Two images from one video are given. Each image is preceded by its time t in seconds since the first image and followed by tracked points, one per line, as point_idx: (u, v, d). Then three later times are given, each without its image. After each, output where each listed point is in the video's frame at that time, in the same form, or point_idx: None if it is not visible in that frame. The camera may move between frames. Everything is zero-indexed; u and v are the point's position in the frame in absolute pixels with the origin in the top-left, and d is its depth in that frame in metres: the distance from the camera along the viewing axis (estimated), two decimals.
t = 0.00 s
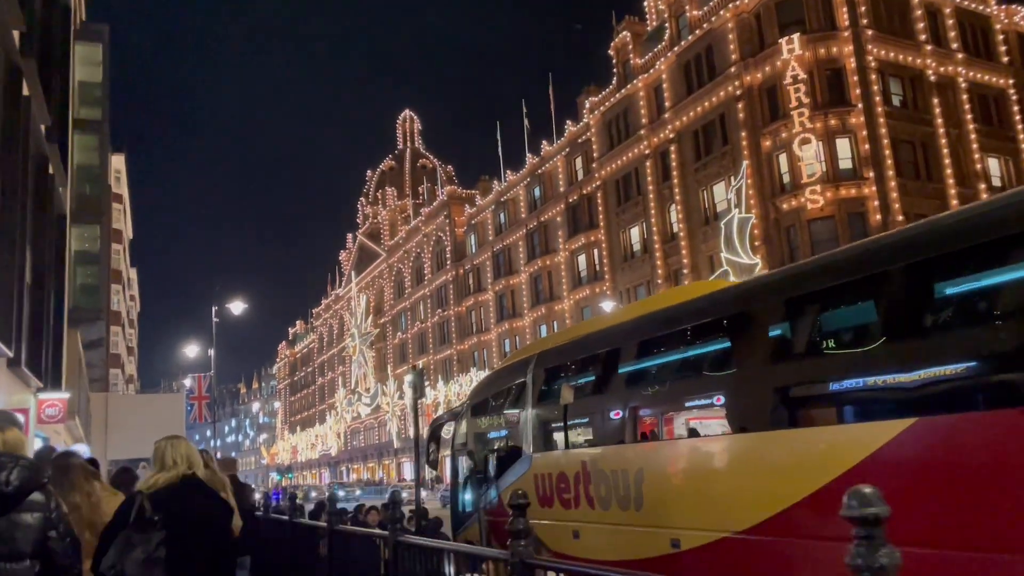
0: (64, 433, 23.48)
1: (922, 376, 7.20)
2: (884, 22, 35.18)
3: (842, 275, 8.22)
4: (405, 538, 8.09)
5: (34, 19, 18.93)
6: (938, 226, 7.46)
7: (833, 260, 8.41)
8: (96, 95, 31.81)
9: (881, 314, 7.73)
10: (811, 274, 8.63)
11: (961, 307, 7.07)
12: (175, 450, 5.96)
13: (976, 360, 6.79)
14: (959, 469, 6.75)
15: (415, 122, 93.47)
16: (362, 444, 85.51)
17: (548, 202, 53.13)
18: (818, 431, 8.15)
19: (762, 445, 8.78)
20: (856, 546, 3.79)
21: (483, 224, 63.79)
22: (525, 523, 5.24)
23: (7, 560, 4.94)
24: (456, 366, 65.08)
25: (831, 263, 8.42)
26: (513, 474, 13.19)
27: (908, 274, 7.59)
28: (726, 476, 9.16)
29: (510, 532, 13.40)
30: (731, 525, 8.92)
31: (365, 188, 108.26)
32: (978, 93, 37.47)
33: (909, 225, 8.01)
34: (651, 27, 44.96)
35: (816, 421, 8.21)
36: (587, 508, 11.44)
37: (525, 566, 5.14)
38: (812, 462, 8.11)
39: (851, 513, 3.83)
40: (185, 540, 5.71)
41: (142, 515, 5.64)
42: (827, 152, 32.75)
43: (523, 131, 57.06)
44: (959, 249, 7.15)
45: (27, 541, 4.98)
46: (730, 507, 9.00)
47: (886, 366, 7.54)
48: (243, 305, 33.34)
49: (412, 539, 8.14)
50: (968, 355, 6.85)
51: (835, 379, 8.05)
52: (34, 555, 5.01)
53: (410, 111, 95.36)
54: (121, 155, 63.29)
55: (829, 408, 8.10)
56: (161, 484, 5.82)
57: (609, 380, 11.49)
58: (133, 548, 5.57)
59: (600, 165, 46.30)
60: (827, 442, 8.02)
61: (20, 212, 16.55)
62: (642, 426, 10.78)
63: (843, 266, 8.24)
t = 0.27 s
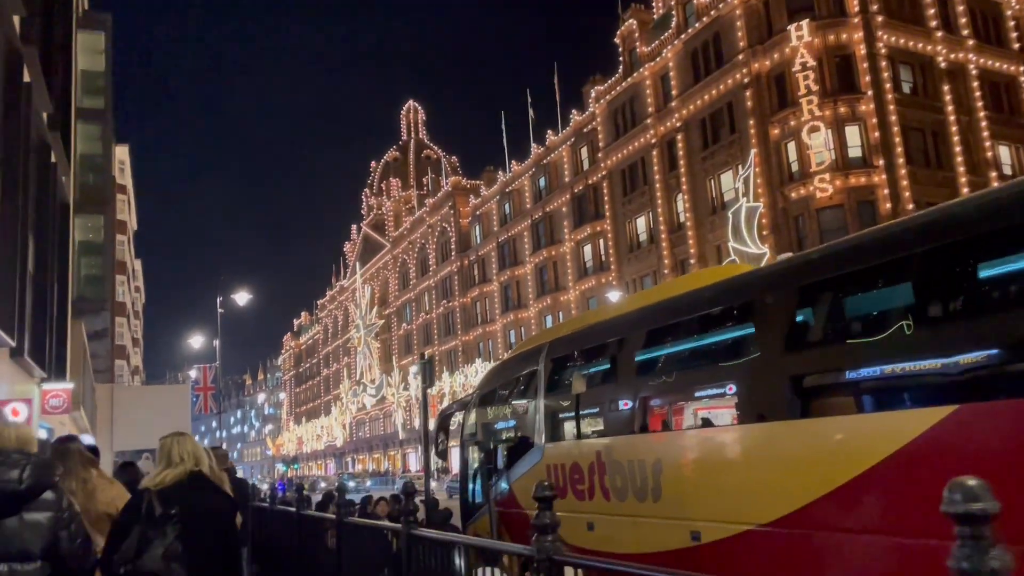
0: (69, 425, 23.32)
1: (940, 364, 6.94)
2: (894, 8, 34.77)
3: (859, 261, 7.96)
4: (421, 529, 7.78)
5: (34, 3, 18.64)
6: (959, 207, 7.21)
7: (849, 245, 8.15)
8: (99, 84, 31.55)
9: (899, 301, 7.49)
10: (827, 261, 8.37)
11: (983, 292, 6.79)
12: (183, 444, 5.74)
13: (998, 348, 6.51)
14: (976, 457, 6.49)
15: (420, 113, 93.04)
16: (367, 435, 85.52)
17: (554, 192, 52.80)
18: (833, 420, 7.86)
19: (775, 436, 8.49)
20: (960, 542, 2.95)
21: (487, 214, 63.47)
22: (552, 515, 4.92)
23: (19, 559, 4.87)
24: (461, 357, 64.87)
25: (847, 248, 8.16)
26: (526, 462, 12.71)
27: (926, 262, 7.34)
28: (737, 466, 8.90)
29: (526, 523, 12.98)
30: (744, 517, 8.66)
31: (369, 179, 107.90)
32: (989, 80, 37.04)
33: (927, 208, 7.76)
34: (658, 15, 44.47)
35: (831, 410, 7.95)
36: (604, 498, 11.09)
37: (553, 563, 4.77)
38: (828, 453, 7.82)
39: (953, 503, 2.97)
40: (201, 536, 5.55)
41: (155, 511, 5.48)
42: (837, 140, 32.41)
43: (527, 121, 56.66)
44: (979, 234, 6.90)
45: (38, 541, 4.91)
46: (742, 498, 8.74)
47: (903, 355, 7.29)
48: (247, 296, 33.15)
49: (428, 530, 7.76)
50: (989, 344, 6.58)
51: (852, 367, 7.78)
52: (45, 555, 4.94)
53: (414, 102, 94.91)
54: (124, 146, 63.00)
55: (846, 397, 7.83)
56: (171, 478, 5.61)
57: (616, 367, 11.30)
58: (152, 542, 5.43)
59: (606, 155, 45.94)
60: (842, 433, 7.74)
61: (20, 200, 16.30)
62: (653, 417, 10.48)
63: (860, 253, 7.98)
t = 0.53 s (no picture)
0: (75, 415, 23.20)
1: (964, 350, 6.67)
2: None
3: (877, 246, 7.67)
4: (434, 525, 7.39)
5: None
6: (982, 188, 6.90)
7: (867, 229, 7.85)
8: (103, 72, 31.27)
9: (919, 287, 7.21)
10: (843, 245, 8.07)
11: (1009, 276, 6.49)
12: (204, 433, 5.78)
13: None
14: (998, 447, 6.22)
15: (425, 102, 92.55)
16: (373, 425, 85.48)
17: (560, 181, 52.44)
18: (851, 408, 7.57)
19: (790, 425, 8.20)
20: None
21: (493, 203, 63.14)
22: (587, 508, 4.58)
23: (41, 548, 5.01)
24: (468, 347, 64.65)
25: (865, 232, 7.86)
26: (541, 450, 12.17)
27: (948, 249, 7.03)
28: (749, 455, 8.64)
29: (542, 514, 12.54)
30: (754, 508, 8.40)
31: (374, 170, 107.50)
32: (1003, 66, 36.51)
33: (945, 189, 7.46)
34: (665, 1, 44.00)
35: (847, 398, 7.67)
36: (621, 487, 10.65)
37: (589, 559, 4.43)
38: (845, 441, 7.53)
39: None
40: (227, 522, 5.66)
41: (179, 498, 5.51)
42: (848, 127, 32.04)
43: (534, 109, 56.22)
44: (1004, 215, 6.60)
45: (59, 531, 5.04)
46: (754, 488, 8.48)
47: (925, 342, 7.02)
48: (253, 285, 32.94)
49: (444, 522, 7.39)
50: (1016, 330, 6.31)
51: (870, 355, 7.52)
52: (67, 545, 5.06)
53: (419, 90, 94.35)
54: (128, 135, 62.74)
55: (862, 384, 7.57)
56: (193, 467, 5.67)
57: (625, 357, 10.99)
58: (180, 531, 5.45)
59: (613, 143, 45.56)
60: (857, 421, 7.46)
61: (24, 187, 16.14)
62: (665, 407, 10.14)
63: (877, 237, 7.69)
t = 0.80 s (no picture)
0: (82, 405, 23.10)
1: (991, 337, 6.41)
2: None
3: (901, 232, 7.38)
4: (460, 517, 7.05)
5: None
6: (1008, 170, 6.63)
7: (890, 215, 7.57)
8: (108, 60, 31.02)
9: (944, 274, 6.96)
10: (866, 231, 7.77)
11: None
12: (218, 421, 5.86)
13: None
14: None
15: (430, 92, 92.13)
16: (379, 416, 85.49)
17: (567, 170, 52.12)
18: (871, 398, 7.25)
19: (807, 415, 7.90)
20: None
21: (500, 193, 62.78)
22: (634, 501, 4.26)
23: (60, 539, 4.79)
24: (474, 337, 64.47)
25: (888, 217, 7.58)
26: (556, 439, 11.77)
27: (973, 233, 6.76)
28: (763, 446, 8.34)
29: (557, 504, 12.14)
30: (770, 499, 8.10)
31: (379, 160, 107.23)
32: (1017, 51, 36.04)
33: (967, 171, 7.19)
34: None
35: (864, 387, 7.38)
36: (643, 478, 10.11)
37: (634, 557, 4.15)
38: (864, 431, 7.23)
39: None
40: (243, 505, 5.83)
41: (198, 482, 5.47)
42: (860, 113, 31.69)
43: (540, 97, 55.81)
44: None
45: (79, 520, 4.82)
46: (768, 479, 8.18)
47: (951, 330, 6.77)
48: (260, 275, 32.79)
49: (469, 513, 7.10)
50: None
51: (891, 343, 7.25)
52: (85, 535, 4.86)
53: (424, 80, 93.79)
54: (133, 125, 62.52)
55: (880, 373, 7.29)
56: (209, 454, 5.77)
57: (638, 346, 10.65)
58: (202, 517, 5.36)
59: (621, 131, 45.20)
60: (877, 410, 7.16)
61: (30, 175, 15.97)
62: (678, 398, 9.78)
63: (899, 223, 7.41)
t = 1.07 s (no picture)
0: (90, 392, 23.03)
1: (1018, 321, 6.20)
2: None
3: (920, 215, 7.16)
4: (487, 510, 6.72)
5: None
6: None
7: (909, 198, 7.35)
8: (114, 47, 30.84)
9: (966, 256, 6.74)
10: (885, 215, 7.56)
11: None
12: (220, 408, 5.66)
13: None
14: None
15: (436, 78, 91.61)
16: (387, 403, 85.57)
17: (575, 157, 51.77)
18: (899, 382, 6.96)
19: (833, 399, 7.61)
20: None
21: (507, 180, 62.44)
22: (681, 491, 3.88)
23: (67, 530, 4.63)
24: (482, 325, 64.30)
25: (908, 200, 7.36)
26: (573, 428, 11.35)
27: (996, 214, 6.52)
28: (786, 429, 8.05)
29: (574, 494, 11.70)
30: (793, 484, 7.83)
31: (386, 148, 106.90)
32: None
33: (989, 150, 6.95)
34: None
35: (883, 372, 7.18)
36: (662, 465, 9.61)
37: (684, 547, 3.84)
38: (890, 417, 6.94)
39: None
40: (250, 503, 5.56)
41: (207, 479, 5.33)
42: (873, 97, 31.28)
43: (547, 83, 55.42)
44: None
45: (86, 510, 4.65)
46: (790, 463, 7.91)
47: (975, 313, 6.56)
48: (268, 263, 32.65)
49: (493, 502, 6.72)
50: None
51: (910, 329, 7.05)
52: (93, 525, 4.69)
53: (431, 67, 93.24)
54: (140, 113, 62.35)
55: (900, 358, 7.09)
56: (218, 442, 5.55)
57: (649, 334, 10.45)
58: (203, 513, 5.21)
59: (630, 117, 44.84)
60: (905, 395, 6.86)
61: (35, 160, 15.80)
62: (690, 386, 9.55)
63: (918, 206, 7.20)
